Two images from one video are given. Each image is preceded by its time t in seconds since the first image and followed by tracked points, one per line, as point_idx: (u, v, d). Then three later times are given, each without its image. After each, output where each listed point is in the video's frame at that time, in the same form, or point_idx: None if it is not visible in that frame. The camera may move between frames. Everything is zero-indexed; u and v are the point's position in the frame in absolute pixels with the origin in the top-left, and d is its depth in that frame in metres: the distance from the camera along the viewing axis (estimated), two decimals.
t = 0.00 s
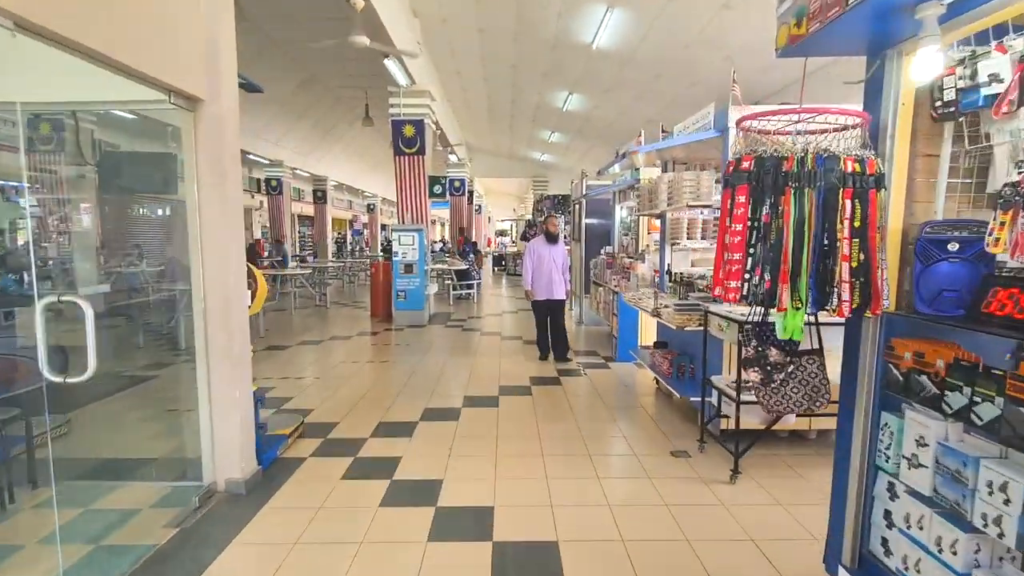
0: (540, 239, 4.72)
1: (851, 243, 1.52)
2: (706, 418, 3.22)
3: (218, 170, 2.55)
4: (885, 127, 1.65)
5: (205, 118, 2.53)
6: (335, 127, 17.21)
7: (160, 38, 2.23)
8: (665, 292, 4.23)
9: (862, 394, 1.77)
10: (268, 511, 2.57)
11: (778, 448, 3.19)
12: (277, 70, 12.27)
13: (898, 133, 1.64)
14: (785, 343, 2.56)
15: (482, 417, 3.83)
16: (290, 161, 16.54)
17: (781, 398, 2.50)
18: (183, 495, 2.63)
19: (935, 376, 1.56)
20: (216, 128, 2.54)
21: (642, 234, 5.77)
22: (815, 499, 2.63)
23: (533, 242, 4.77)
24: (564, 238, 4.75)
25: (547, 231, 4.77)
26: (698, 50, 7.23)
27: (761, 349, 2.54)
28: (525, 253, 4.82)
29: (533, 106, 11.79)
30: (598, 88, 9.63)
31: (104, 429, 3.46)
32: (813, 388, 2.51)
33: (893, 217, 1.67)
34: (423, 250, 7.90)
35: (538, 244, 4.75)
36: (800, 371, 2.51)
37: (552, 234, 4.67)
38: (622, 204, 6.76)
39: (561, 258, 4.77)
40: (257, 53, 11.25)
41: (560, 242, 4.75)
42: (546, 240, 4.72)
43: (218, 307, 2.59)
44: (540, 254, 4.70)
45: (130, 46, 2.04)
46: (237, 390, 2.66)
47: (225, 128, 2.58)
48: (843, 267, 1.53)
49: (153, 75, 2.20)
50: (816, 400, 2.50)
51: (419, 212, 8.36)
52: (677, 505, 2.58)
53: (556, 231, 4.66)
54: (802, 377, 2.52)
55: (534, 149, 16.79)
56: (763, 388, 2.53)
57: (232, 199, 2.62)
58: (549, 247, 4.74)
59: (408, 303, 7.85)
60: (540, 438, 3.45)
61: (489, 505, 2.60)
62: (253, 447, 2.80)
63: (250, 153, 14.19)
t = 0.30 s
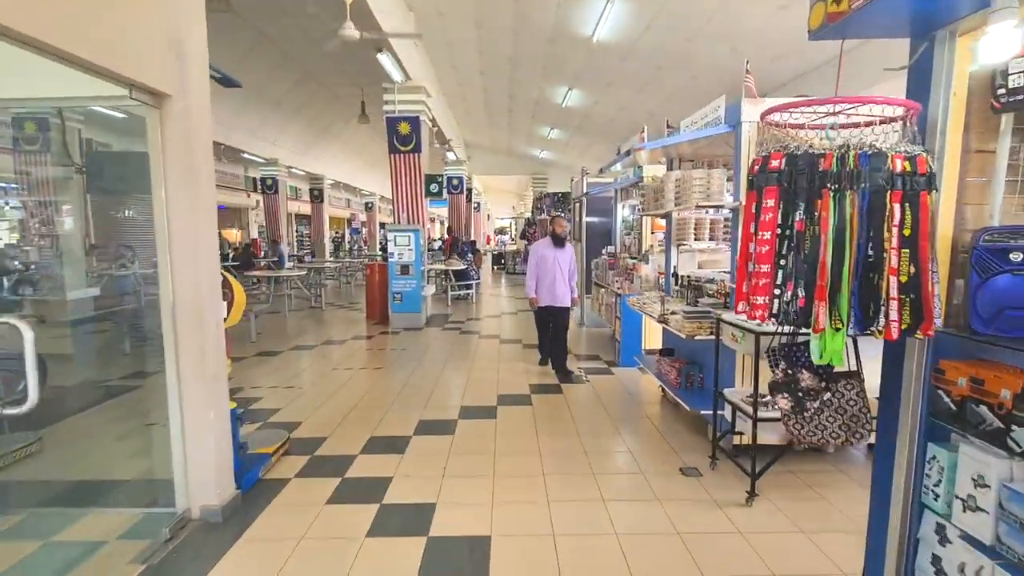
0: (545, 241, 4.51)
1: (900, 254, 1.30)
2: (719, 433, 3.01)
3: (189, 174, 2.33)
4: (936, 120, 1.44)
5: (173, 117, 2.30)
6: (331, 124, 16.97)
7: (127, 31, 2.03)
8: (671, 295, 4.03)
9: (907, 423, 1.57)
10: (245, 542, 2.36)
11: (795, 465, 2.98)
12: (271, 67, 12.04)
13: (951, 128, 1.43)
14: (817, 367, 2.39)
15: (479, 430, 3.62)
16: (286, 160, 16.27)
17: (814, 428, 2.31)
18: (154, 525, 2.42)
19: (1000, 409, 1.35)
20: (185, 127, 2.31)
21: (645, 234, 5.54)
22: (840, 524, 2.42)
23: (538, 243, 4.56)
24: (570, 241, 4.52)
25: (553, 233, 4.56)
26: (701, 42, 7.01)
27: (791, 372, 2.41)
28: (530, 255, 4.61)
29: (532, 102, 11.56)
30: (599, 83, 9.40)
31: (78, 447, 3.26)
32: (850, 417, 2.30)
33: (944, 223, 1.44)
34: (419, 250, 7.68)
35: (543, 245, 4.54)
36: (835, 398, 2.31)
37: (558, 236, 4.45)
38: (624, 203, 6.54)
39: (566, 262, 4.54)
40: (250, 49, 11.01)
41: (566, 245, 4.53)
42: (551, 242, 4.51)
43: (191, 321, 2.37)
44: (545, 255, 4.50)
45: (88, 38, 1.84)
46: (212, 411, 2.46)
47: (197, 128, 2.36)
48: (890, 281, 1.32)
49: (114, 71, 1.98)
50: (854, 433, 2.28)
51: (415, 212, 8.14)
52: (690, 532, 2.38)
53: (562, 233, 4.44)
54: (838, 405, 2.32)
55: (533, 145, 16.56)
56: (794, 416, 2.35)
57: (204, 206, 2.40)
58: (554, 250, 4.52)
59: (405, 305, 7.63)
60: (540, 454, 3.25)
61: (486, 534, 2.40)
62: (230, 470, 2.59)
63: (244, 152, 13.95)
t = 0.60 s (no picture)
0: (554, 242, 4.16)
1: (981, 272, 1.23)
2: (733, 455, 2.75)
3: (151, 166, 2.09)
4: (1019, 104, 1.28)
5: (133, 103, 2.06)
6: (331, 121, 16.73)
7: (91, 12, 1.86)
8: (680, 302, 3.79)
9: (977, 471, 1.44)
10: None
11: (816, 491, 2.73)
12: (268, 61, 11.81)
13: None
14: (872, 402, 1.84)
15: (474, 445, 3.38)
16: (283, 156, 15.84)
17: (860, 476, 1.77)
18: (109, 556, 2.18)
19: None
20: (145, 116, 2.07)
21: (651, 236, 5.30)
22: (871, 561, 2.18)
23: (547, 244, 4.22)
24: (581, 243, 4.15)
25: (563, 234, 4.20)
26: (710, 37, 6.77)
27: (835, 405, 1.86)
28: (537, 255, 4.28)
29: (534, 99, 11.32)
30: (603, 79, 9.15)
31: (39, 460, 3.01)
32: (911, 465, 1.71)
33: None
34: (416, 250, 7.43)
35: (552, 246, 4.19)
36: (893, 439, 1.75)
37: (568, 236, 4.08)
38: (628, 203, 6.30)
39: (576, 266, 4.18)
40: (247, 43, 10.80)
41: (577, 247, 4.16)
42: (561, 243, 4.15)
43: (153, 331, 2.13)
44: (553, 258, 4.17)
45: (43, 15, 1.66)
46: (175, 430, 2.21)
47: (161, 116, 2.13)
48: (971, 303, 1.24)
49: (53, 46, 1.73)
50: (917, 485, 1.70)
51: (413, 210, 7.90)
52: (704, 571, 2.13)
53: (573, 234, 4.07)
54: (895, 448, 1.75)
55: (535, 144, 16.33)
56: (835, 459, 1.80)
57: (170, 203, 2.17)
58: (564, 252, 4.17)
59: (401, 306, 7.38)
60: (538, 473, 3.00)
61: (477, 569, 2.15)
62: (198, 492, 2.36)
63: (242, 148, 13.74)
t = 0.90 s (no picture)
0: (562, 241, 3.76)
1: None
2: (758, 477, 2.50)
3: (105, 155, 1.85)
4: None
5: (84, 83, 1.82)
6: (331, 116, 16.48)
7: None
8: (695, 307, 3.54)
9: None
10: None
11: (848, 516, 2.49)
12: (267, 55, 11.57)
13: None
14: (962, 444, 1.50)
15: (473, 460, 3.14)
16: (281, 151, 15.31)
17: (946, 533, 1.44)
18: None
19: None
20: (98, 98, 1.83)
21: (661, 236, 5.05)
22: None
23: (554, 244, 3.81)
24: (592, 243, 3.80)
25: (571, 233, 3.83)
26: (723, 29, 6.50)
27: (919, 446, 1.53)
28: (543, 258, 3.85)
29: (537, 94, 11.05)
30: (609, 73, 8.89)
31: None
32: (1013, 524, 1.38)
33: None
34: (415, 249, 7.19)
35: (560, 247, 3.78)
36: (992, 493, 1.40)
37: (578, 236, 3.73)
38: (636, 201, 6.04)
39: (588, 268, 3.80)
40: (244, 36, 10.55)
41: (588, 247, 3.80)
42: (570, 243, 3.77)
43: (106, 340, 1.89)
44: (563, 261, 3.77)
45: None
46: (137, 451, 1.98)
47: (116, 99, 1.88)
48: None
49: None
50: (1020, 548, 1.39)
51: (412, 208, 7.65)
52: None
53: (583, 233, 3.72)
54: (995, 504, 1.40)
55: (538, 141, 16.07)
56: (915, 512, 1.48)
57: (128, 198, 1.94)
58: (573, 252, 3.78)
59: (399, 307, 7.14)
60: (541, 493, 2.76)
61: None
62: (164, 518, 2.13)
63: (240, 144, 13.51)
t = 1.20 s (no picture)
0: (572, 244, 3.41)
1: None
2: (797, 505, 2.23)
3: (50, 148, 1.59)
4: None
5: (22, 58, 1.54)
6: (330, 113, 16.22)
7: None
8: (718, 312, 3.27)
9: None
10: None
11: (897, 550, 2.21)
12: (265, 52, 11.32)
13: None
14: None
15: (477, 481, 2.87)
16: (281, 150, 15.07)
17: None
18: None
19: None
20: (42, 78, 1.57)
21: (674, 235, 4.77)
22: None
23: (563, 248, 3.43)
24: (603, 245, 3.49)
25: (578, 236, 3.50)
26: (737, 18, 6.21)
27: None
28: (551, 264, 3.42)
29: (541, 89, 10.78)
30: (616, 67, 8.61)
31: None
32: None
33: None
34: (416, 249, 6.92)
35: (571, 250, 3.41)
36: None
37: (590, 237, 3.41)
38: (646, 199, 5.77)
39: (602, 272, 3.45)
40: (242, 32, 10.30)
41: (599, 250, 3.48)
42: (581, 244, 3.42)
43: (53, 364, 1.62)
44: (576, 265, 3.37)
45: None
46: (92, 484, 1.71)
47: (65, 84, 1.62)
48: None
49: None
50: None
51: (413, 207, 7.39)
52: None
53: (595, 234, 3.42)
54: None
55: (541, 138, 15.80)
56: None
57: (78, 195, 1.68)
58: (585, 255, 3.43)
59: (399, 309, 6.88)
60: (552, 521, 2.49)
61: None
62: (125, 559, 1.87)
63: (238, 142, 13.28)
